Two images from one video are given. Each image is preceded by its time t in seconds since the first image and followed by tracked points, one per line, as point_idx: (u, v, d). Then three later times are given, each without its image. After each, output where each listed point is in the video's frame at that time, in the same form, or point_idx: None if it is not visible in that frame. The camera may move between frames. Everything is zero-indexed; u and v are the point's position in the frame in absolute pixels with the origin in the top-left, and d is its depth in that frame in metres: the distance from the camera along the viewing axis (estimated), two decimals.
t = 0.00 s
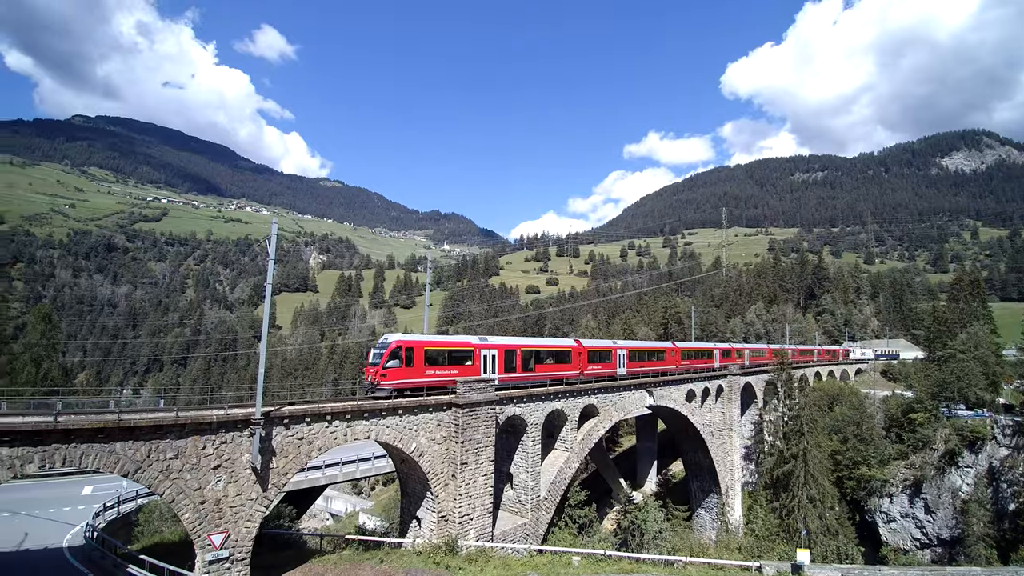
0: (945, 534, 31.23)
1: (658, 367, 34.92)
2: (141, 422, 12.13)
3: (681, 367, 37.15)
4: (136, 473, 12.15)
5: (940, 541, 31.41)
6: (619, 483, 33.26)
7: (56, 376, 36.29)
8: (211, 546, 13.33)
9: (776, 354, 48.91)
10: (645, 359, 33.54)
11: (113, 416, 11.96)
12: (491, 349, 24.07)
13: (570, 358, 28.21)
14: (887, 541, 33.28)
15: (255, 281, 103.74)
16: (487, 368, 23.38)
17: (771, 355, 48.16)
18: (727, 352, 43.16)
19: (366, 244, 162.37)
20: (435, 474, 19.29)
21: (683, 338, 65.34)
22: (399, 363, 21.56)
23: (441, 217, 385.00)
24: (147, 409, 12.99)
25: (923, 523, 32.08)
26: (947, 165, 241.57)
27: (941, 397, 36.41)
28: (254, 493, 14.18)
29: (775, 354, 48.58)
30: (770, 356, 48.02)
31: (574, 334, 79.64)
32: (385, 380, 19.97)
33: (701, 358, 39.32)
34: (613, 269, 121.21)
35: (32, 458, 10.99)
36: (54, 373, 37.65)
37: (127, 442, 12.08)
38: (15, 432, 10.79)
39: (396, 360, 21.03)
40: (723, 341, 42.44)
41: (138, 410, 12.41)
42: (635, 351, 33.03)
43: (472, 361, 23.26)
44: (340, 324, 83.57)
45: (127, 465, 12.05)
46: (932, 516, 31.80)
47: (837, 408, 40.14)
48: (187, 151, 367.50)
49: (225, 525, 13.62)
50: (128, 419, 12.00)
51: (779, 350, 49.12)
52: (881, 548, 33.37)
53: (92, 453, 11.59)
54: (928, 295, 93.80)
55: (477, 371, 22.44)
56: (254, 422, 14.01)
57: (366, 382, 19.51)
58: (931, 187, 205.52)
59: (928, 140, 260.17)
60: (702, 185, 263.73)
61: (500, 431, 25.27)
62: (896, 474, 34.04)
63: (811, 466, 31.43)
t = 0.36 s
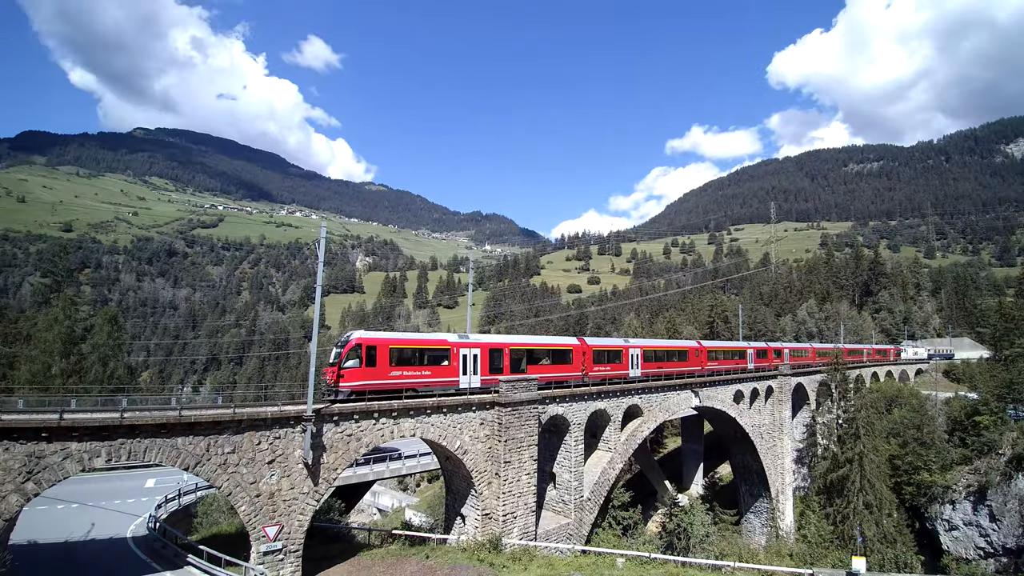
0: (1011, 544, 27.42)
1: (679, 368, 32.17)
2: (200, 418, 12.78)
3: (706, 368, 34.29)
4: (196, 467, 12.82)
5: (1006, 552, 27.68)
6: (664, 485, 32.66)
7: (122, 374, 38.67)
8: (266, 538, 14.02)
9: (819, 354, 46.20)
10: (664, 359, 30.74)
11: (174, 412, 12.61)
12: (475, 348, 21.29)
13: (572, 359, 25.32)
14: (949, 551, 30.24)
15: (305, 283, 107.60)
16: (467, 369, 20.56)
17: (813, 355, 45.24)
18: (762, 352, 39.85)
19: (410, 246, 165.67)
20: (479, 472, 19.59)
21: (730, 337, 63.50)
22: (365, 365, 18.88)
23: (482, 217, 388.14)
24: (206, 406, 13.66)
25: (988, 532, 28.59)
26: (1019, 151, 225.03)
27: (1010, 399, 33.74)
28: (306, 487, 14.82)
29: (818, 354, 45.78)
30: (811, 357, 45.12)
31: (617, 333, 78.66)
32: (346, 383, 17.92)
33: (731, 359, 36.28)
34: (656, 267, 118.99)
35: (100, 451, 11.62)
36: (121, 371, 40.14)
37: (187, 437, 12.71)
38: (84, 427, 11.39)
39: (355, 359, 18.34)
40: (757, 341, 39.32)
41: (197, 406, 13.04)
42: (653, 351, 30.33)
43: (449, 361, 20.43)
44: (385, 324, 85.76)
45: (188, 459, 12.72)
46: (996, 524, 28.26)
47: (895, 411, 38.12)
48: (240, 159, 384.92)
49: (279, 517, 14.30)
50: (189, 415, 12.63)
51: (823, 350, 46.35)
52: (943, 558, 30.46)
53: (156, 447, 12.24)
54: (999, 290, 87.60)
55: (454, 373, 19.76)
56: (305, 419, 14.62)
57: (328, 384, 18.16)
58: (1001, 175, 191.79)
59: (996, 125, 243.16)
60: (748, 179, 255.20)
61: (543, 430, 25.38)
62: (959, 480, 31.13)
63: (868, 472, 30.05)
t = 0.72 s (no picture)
0: None
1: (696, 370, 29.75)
2: (251, 415, 13.41)
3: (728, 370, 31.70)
4: (247, 462, 13.45)
5: None
6: (707, 488, 31.98)
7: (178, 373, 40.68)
8: (312, 532, 14.64)
9: (859, 352, 43.25)
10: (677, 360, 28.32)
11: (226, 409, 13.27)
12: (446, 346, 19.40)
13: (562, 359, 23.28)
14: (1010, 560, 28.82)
15: (348, 284, 110.58)
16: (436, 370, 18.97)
17: (851, 353, 42.16)
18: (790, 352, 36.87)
19: (448, 247, 167.84)
20: (519, 471, 19.76)
21: (775, 336, 61.49)
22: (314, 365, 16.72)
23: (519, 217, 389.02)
24: (254, 404, 14.32)
25: None
26: None
27: None
28: (351, 483, 15.32)
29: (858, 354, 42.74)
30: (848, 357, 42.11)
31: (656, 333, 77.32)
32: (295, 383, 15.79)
33: (755, 360, 33.54)
34: (697, 265, 116.27)
35: (157, 446, 12.26)
36: (176, 371, 42.32)
37: (238, 433, 13.35)
38: (142, 423, 12.04)
39: (306, 359, 16.17)
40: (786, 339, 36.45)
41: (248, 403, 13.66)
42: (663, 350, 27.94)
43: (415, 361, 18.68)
44: (425, 324, 87.28)
45: (239, 454, 13.36)
46: None
47: (953, 414, 36.13)
48: (285, 166, 399.17)
49: (325, 512, 14.86)
50: (240, 412, 13.31)
51: (862, 349, 43.37)
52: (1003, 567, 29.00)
53: (209, 442, 12.89)
54: None
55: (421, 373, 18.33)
56: (349, 416, 15.13)
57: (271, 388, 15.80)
58: None
59: None
60: (793, 172, 246.12)
61: (582, 430, 25.32)
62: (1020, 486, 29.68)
63: (923, 476, 28.48)
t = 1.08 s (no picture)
0: None
1: (705, 371, 26.99)
2: (299, 412, 14.00)
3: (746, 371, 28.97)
4: (296, 457, 14.04)
5: None
6: (752, 491, 31.03)
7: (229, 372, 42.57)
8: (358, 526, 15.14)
9: (901, 354, 39.73)
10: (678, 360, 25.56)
11: (274, 407, 13.86)
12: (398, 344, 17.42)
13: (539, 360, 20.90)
14: None
15: (389, 284, 112.95)
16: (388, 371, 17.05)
17: (892, 354, 38.76)
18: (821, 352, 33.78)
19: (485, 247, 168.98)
20: (558, 471, 19.81)
21: (824, 335, 59.12)
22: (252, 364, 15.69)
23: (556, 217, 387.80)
24: (301, 402, 14.91)
25: None
26: None
27: None
28: (394, 479, 15.75)
29: (899, 354, 39.23)
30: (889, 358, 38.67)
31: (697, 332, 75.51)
32: (219, 383, 14.99)
33: (777, 360, 30.66)
34: (740, 262, 112.81)
35: (211, 441, 12.92)
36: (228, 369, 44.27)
37: (288, 429, 13.95)
38: (197, 420, 12.73)
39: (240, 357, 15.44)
40: (816, 338, 33.48)
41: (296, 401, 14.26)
42: (664, 349, 25.21)
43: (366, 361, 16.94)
44: (464, 324, 88.27)
45: (288, 450, 13.96)
46: None
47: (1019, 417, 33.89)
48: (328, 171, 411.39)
49: (370, 507, 15.34)
50: (289, 409, 13.89)
51: (904, 349, 39.82)
52: None
53: (260, 438, 13.52)
54: None
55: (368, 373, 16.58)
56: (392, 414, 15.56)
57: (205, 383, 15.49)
58: None
59: None
60: (843, 163, 235.44)
61: (623, 430, 25.06)
62: None
63: (983, 483, 26.87)
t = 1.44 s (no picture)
0: None
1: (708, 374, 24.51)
2: (343, 410, 14.48)
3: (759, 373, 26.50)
4: (340, 453, 14.53)
5: None
6: (799, 496, 29.94)
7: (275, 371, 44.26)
8: (399, 522, 15.52)
9: (943, 353, 36.28)
10: (672, 361, 23.14)
11: (320, 405, 14.38)
12: (339, 342, 15.89)
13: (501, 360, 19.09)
14: None
15: (428, 284, 114.91)
16: (325, 370, 15.52)
17: (933, 355, 35.39)
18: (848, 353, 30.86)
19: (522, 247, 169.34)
20: (598, 472, 19.73)
21: (875, 334, 56.54)
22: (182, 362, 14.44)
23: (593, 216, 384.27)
24: (345, 399, 15.40)
25: None
26: None
27: None
28: (434, 477, 16.07)
29: (940, 353, 35.80)
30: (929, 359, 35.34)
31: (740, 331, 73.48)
32: (145, 382, 13.92)
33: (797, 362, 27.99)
34: (785, 258, 109.08)
35: (260, 438, 13.55)
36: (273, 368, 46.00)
37: (332, 427, 14.45)
38: (247, 416, 13.36)
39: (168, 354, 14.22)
40: (843, 337, 30.68)
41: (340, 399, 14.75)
42: (656, 349, 22.90)
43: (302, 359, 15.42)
44: (503, 324, 88.95)
45: (333, 446, 14.47)
46: None
47: None
48: (368, 175, 421.30)
49: (411, 504, 15.71)
50: (333, 407, 14.39)
51: (947, 346, 36.30)
52: None
53: (306, 434, 14.05)
54: None
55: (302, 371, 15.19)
56: (432, 413, 15.90)
57: (136, 380, 14.58)
58: None
59: None
60: (896, 153, 224.01)
61: (663, 431, 24.69)
62: None
63: None
